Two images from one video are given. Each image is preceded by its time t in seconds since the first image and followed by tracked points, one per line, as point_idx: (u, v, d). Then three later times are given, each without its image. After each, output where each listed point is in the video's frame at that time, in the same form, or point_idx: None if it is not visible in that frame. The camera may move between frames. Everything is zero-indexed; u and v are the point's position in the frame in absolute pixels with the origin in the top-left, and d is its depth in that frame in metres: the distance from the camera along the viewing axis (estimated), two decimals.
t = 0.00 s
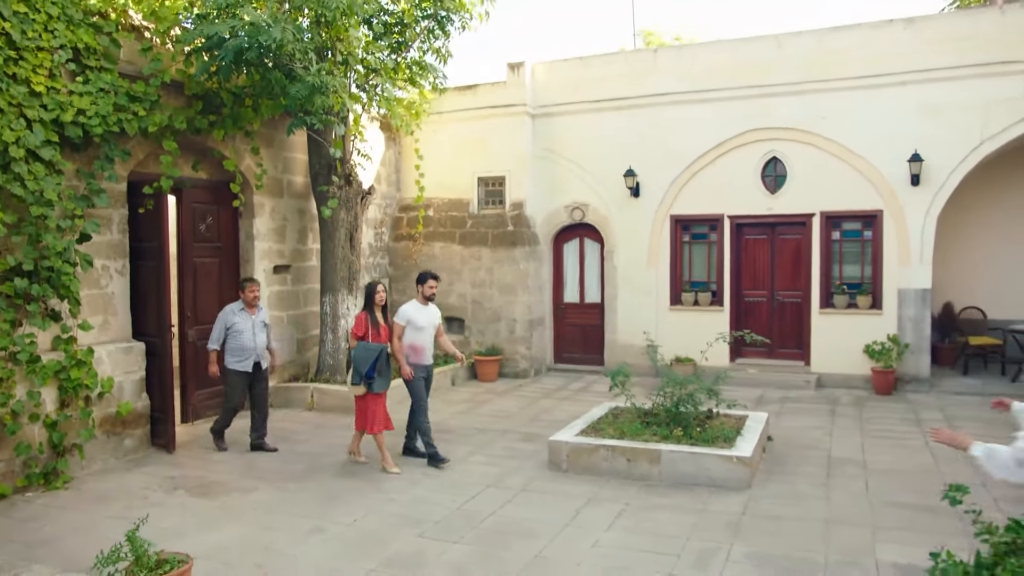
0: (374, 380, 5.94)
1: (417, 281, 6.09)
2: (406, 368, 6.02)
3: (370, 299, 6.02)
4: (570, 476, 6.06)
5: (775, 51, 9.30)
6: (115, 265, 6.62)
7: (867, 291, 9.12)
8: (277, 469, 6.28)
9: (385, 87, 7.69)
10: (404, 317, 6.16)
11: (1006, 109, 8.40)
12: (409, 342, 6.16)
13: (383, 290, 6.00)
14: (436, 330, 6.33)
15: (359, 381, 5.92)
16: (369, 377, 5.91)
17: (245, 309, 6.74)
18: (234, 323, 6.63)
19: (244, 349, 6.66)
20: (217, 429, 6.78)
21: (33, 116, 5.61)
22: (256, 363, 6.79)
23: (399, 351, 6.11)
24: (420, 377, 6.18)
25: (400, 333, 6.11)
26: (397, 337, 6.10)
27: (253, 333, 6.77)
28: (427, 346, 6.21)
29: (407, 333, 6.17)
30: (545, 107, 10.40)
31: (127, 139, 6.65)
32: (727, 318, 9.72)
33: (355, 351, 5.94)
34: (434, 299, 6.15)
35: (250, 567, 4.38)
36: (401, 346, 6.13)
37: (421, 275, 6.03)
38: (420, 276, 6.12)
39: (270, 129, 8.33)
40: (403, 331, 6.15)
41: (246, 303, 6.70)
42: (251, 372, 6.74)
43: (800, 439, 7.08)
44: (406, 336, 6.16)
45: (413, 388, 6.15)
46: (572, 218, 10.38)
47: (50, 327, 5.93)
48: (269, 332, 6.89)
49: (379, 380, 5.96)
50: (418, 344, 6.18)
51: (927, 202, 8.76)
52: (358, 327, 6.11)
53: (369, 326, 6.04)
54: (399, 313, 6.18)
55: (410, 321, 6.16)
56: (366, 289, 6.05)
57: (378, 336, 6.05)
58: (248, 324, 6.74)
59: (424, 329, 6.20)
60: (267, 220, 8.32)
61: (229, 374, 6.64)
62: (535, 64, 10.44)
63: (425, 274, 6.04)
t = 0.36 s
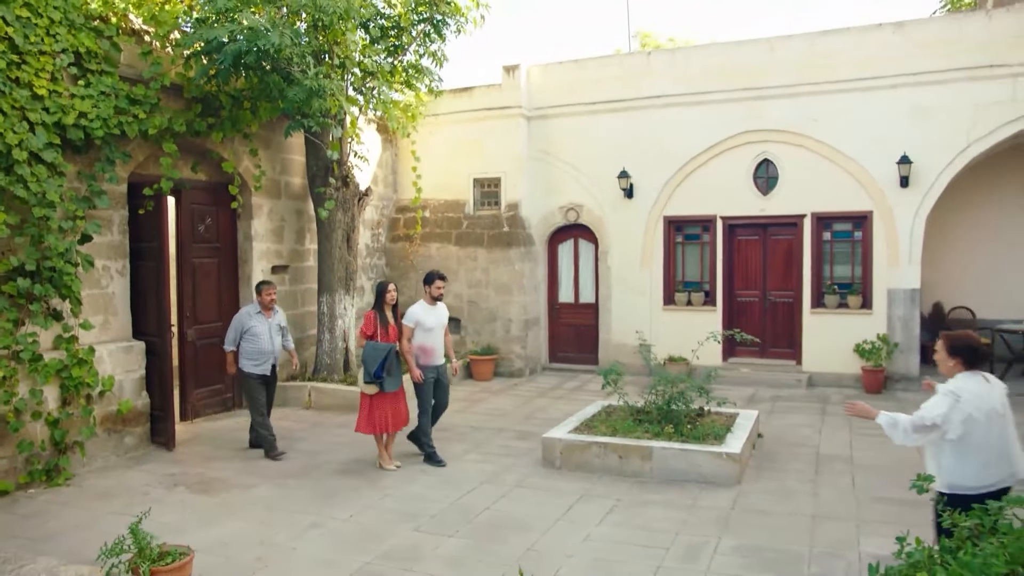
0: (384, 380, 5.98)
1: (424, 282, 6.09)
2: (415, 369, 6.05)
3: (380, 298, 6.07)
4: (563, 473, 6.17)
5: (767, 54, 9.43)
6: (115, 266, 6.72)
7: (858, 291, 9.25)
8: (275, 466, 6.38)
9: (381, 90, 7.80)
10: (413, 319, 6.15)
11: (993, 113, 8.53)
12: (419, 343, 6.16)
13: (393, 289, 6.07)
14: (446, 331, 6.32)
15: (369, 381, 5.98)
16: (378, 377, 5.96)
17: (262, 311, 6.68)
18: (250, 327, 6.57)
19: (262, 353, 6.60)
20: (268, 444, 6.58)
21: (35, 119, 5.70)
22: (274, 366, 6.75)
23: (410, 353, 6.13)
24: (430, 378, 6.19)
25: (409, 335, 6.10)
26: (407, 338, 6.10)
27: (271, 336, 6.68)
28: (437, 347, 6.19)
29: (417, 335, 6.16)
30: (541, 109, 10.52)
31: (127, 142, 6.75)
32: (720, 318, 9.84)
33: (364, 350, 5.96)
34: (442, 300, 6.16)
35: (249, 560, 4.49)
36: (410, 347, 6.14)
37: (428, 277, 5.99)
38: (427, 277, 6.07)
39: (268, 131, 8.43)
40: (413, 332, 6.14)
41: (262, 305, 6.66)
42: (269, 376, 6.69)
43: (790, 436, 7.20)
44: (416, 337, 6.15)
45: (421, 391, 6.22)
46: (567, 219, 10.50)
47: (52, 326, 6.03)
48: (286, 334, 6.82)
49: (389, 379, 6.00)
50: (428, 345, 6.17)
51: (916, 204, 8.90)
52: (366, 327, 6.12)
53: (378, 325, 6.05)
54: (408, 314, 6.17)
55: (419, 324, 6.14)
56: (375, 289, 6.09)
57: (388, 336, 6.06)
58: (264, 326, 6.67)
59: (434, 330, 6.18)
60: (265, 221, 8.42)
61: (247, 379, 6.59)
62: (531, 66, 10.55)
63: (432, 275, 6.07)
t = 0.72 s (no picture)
0: (392, 382, 6.01)
1: (438, 283, 6.14)
2: (427, 371, 6.11)
3: (394, 299, 6.15)
4: (562, 470, 6.27)
5: (764, 56, 9.52)
6: (121, 266, 6.83)
7: (855, 291, 9.34)
8: (278, 463, 6.49)
9: (383, 93, 7.91)
10: (426, 320, 6.15)
11: (987, 115, 8.63)
12: (432, 344, 6.20)
13: (406, 292, 6.16)
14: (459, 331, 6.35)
15: (377, 382, 6.01)
16: (386, 378, 6.00)
17: (278, 311, 6.69)
18: (268, 327, 6.59)
19: (281, 352, 6.66)
20: (269, 440, 6.71)
21: (43, 122, 5.81)
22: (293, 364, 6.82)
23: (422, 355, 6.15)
24: (442, 378, 6.26)
25: (424, 337, 6.12)
26: (421, 340, 6.13)
27: (288, 335, 6.74)
28: (450, 349, 6.24)
29: (431, 336, 6.19)
30: (540, 111, 10.63)
31: (132, 144, 6.85)
32: (718, 318, 9.94)
33: (375, 352, 6.02)
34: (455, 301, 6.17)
35: (253, 554, 4.60)
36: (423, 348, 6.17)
37: (442, 277, 6.09)
38: (442, 279, 6.13)
39: (271, 133, 8.54)
40: (427, 333, 6.17)
41: (279, 305, 6.65)
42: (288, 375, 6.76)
43: (786, 434, 7.30)
44: (430, 339, 6.19)
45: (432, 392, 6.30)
46: (566, 220, 10.59)
47: (59, 325, 6.13)
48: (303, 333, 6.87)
49: (396, 382, 6.02)
50: (442, 347, 6.22)
51: (911, 205, 8.99)
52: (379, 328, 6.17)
53: (389, 327, 6.11)
54: (422, 316, 6.16)
55: (433, 325, 6.16)
56: (391, 290, 6.16)
57: (400, 338, 6.10)
58: (281, 326, 6.71)
59: (448, 332, 6.21)
60: (268, 222, 8.53)
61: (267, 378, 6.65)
62: (530, 68, 10.65)
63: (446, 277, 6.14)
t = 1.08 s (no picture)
0: (412, 380, 6.09)
1: (461, 283, 6.20)
2: (446, 371, 6.15)
3: (409, 298, 6.14)
4: (558, 467, 6.36)
5: (760, 59, 9.61)
6: (123, 266, 6.92)
7: (849, 291, 9.43)
8: (279, 461, 6.58)
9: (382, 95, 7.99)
10: (446, 320, 6.21)
11: (980, 117, 8.72)
12: (451, 344, 6.23)
13: (423, 291, 6.10)
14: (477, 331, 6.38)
15: (397, 381, 6.07)
16: (406, 377, 6.06)
17: (294, 311, 6.67)
18: (283, 327, 6.59)
19: (296, 353, 6.66)
20: (269, 438, 6.79)
21: (47, 124, 5.89)
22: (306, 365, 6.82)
23: (440, 353, 6.20)
24: (459, 378, 6.29)
25: (442, 336, 6.19)
26: (441, 338, 6.18)
27: (302, 335, 6.72)
28: (468, 349, 6.26)
29: (450, 336, 6.22)
30: (538, 113, 10.72)
31: (134, 145, 6.93)
32: (714, 318, 10.04)
33: (393, 351, 6.06)
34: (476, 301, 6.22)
35: (255, 548, 4.69)
36: (441, 347, 6.21)
37: (466, 278, 6.14)
38: (464, 280, 6.21)
39: (272, 135, 8.62)
40: (446, 332, 6.20)
41: (294, 306, 6.65)
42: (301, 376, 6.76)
43: (781, 433, 7.39)
44: (448, 338, 6.23)
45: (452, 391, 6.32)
46: (564, 220, 10.68)
47: (63, 324, 6.22)
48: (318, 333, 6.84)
49: (416, 380, 6.10)
50: (460, 347, 6.24)
51: (905, 207, 9.08)
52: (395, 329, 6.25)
53: (406, 327, 6.18)
54: (443, 315, 6.21)
55: (452, 324, 6.20)
56: (406, 289, 6.11)
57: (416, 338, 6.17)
58: (296, 326, 6.69)
59: (467, 332, 6.24)
60: (268, 222, 8.61)
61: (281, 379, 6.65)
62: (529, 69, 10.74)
63: (469, 278, 6.19)
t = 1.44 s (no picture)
0: (415, 378, 6.06)
1: (472, 281, 6.25)
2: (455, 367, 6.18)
3: (412, 297, 6.22)
4: (548, 464, 6.45)
5: (749, 60, 9.72)
6: (116, 266, 6.97)
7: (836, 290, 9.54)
8: (272, 459, 6.64)
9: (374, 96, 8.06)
10: (456, 317, 6.29)
11: (965, 118, 8.85)
12: (461, 340, 6.30)
13: (426, 291, 6.23)
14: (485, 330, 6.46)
15: (398, 380, 6.01)
16: (408, 375, 6.02)
17: (305, 310, 6.73)
18: (292, 325, 6.61)
19: (304, 352, 6.64)
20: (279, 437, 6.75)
21: (41, 125, 5.93)
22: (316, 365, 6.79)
23: (451, 349, 6.21)
24: (468, 376, 6.32)
25: (452, 332, 6.21)
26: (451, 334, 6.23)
27: (312, 334, 6.73)
28: (477, 346, 6.33)
29: (459, 332, 6.30)
30: (530, 113, 10.79)
31: (127, 146, 6.97)
32: (704, 317, 10.14)
33: (395, 349, 6.05)
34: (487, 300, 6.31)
35: (249, 543, 4.76)
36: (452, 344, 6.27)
37: (477, 277, 6.19)
38: (475, 278, 6.26)
39: (265, 135, 8.68)
40: (455, 329, 6.28)
41: (306, 304, 6.71)
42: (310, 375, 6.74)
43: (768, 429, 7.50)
44: (458, 334, 6.29)
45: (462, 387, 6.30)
46: (555, 220, 10.77)
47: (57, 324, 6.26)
48: (328, 334, 6.85)
49: (417, 378, 6.07)
50: (469, 343, 6.31)
51: (891, 207, 9.21)
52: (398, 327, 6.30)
53: (410, 325, 6.23)
54: (452, 312, 6.32)
55: (461, 321, 6.29)
56: (409, 287, 6.22)
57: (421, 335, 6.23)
58: (307, 325, 6.71)
59: (475, 329, 6.32)
60: (261, 222, 8.67)
61: (289, 377, 6.63)
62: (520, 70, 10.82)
63: (481, 275, 6.24)
